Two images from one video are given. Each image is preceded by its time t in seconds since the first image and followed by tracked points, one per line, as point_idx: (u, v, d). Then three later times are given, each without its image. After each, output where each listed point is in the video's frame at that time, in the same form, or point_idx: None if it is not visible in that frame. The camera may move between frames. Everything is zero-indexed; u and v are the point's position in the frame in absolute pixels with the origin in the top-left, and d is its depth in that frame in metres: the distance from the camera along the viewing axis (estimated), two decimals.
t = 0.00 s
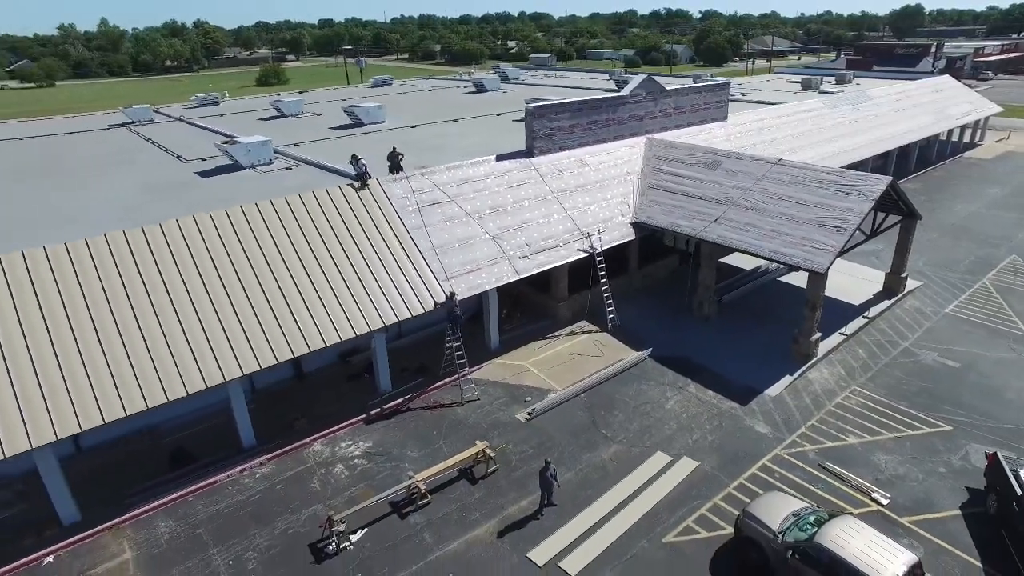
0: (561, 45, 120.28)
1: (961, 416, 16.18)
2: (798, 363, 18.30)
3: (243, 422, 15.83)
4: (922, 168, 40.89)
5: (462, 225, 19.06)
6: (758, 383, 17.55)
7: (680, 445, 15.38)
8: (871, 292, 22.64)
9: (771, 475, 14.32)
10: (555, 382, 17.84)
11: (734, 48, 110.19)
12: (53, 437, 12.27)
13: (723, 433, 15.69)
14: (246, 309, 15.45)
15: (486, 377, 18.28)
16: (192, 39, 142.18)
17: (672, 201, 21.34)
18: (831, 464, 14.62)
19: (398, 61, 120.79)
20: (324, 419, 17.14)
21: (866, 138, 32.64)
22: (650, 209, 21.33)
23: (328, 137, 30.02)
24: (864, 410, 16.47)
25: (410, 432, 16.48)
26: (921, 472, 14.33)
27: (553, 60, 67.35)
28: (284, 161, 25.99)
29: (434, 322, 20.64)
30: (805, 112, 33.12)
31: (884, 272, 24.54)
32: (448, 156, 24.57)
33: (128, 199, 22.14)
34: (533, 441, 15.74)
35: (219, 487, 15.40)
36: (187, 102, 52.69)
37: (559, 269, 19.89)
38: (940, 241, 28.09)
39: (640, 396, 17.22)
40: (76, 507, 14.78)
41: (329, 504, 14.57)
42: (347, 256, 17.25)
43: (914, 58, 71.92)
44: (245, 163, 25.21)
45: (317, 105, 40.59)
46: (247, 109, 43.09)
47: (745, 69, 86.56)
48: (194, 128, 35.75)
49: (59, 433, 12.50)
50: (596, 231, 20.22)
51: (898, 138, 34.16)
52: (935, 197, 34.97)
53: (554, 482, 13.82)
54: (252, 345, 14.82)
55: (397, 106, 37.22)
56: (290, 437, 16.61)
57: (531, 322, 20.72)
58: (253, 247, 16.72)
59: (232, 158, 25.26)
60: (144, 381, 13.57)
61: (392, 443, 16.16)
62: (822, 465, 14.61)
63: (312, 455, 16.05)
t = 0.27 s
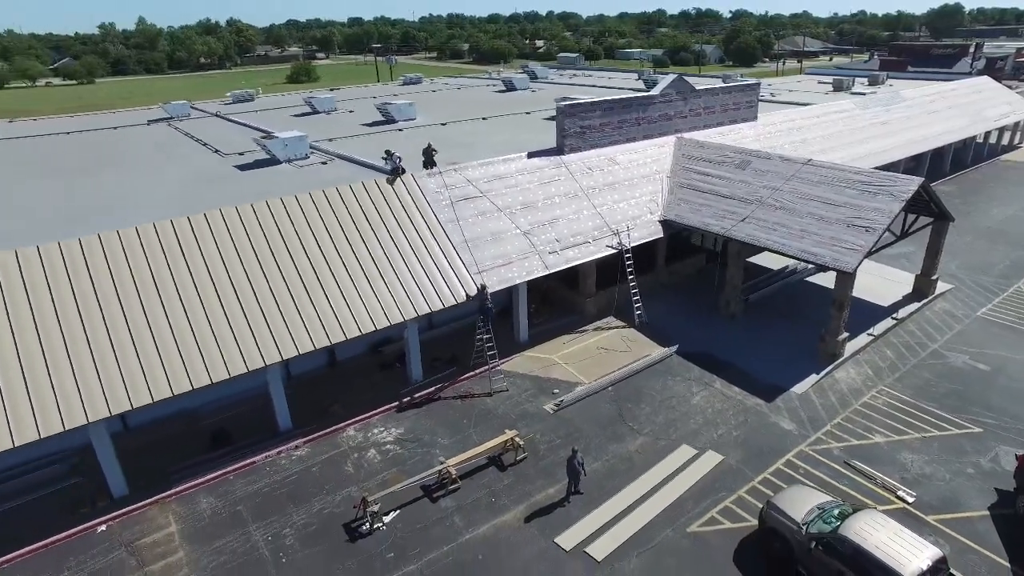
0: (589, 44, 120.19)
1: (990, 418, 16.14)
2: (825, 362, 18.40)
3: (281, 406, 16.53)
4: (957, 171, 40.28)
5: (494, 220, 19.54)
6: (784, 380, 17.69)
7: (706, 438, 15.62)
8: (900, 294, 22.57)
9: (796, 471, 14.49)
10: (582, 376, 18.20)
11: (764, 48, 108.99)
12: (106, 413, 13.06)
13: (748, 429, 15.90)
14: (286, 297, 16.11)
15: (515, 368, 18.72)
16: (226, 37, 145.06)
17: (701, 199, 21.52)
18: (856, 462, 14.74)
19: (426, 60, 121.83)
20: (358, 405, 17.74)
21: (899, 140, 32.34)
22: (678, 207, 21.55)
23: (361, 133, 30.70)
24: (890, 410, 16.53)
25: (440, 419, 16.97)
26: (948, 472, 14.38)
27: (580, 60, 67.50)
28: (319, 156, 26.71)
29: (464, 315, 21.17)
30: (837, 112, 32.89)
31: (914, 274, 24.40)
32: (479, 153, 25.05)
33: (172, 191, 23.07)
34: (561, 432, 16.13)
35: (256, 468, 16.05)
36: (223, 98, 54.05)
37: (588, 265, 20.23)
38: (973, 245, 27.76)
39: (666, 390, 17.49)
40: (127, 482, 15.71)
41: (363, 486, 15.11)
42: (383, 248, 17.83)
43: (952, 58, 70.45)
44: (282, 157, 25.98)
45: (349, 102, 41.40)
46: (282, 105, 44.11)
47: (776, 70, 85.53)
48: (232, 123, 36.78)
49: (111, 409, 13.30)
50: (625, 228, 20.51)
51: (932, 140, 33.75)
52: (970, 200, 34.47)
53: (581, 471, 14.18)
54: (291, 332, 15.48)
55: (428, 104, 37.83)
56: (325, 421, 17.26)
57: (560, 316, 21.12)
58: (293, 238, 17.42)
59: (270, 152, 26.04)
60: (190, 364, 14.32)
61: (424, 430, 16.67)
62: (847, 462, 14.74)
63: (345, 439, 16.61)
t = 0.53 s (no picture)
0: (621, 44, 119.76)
1: None
2: (856, 363, 18.39)
3: (319, 392, 17.14)
4: (998, 175, 39.41)
5: (528, 216, 19.97)
6: (814, 381, 17.74)
7: (734, 435, 15.79)
8: (935, 298, 22.34)
9: (825, 469, 14.58)
10: (612, 371, 18.49)
11: (799, 48, 107.36)
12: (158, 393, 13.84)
13: (777, 427, 16.02)
14: (327, 288, 16.73)
15: (546, 362, 19.09)
16: (262, 35, 148.00)
17: (733, 199, 21.59)
18: (887, 462, 14.77)
19: (457, 58, 122.68)
20: (393, 394, 18.27)
21: (938, 142, 31.83)
22: (711, 207, 21.65)
23: (396, 130, 31.33)
24: (923, 412, 16.48)
25: (472, 410, 17.41)
26: (980, 476, 14.33)
27: (612, 59, 67.49)
28: (356, 152, 27.40)
29: (496, 309, 21.62)
30: (874, 114, 32.48)
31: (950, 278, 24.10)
32: (513, 150, 25.45)
33: (217, 183, 23.96)
34: (590, 424, 16.45)
35: (296, 451, 16.68)
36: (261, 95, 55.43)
37: (620, 262, 20.50)
38: (1013, 250, 27.24)
39: (696, 387, 17.67)
40: (175, 460, 16.50)
41: (398, 471, 15.61)
42: (420, 242, 18.34)
43: (997, 59, 68.47)
44: (321, 152, 26.72)
45: (384, 99, 42.16)
46: (319, 102, 45.11)
47: (811, 71, 84.25)
48: (271, 119, 37.80)
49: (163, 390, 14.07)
50: (658, 226, 20.71)
51: (972, 143, 33.13)
52: (1011, 205, 33.74)
53: (611, 462, 14.48)
54: (331, 321, 16.07)
55: (462, 102, 38.37)
56: (362, 408, 17.83)
57: (591, 313, 21.43)
58: (335, 230, 18.03)
59: (310, 147, 26.79)
60: (236, 350, 15.03)
61: (456, 419, 17.14)
62: (877, 463, 14.78)
63: (381, 426, 17.15)
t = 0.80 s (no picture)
0: (657, 44, 118.92)
1: None
2: (893, 367, 18.26)
3: (359, 381, 17.74)
4: None
5: (565, 214, 20.32)
6: (849, 384, 17.70)
7: (767, 435, 15.87)
8: (977, 304, 21.96)
9: (858, 472, 14.58)
10: (645, 368, 18.71)
11: (840, 49, 105.20)
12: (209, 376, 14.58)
13: (810, 429, 16.06)
14: (369, 279, 17.31)
15: (579, 358, 19.40)
16: (302, 33, 150.80)
17: (770, 200, 21.57)
18: (922, 467, 14.71)
19: (492, 57, 123.24)
20: (429, 385, 18.79)
21: (984, 146, 31.10)
22: (747, 208, 21.65)
23: (434, 127, 31.88)
24: (960, 419, 16.32)
25: (507, 402, 17.81)
26: (1019, 484, 14.17)
27: (647, 59, 67.18)
28: (396, 148, 28.02)
29: (531, 305, 22.03)
30: (917, 117, 31.87)
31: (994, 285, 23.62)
32: (550, 149, 25.75)
33: (263, 176, 24.83)
34: (623, 420, 16.70)
35: (336, 436, 17.27)
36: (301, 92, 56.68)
37: (655, 261, 20.69)
38: None
39: (728, 387, 17.78)
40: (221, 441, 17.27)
41: (434, 460, 16.06)
42: (459, 237, 18.81)
43: None
44: (362, 148, 27.37)
45: (422, 97, 42.82)
46: (358, 99, 46.02)
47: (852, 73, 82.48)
48: (313, 115, 38.75)
49: (213, 374, 14.83)
50: (693, 226, 20.83)
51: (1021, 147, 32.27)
52: None
53: (643, 457, 14.74)
54: (373, 311, 16.64)
55: (498, 101, 38.79)
56: (399, 397, 18.39)
57: (625, 311, 21.69)
58: (377, 224, 18.62)
59: (351, 143, 27.49)
60: (282, 337, 15.71)
61: (491, 410, 17.57)
62: (912, 467, 14.72)
63: (418, 415, 17.66)
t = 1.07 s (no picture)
0: (695, 44, 117.70)
1: None
2: (932, 373, 18.05)
3: (397, 370, 18.28)
4: None
5: (602, 212, 20.60)
6: (886, 388, 17.59)
7: (800, 436, 15.90)
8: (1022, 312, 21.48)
9: (893, 476, 14.52)
10: (678, 367, 18.87)
11: (886, 51, 102.61)
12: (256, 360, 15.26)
13: (844, 431, 16.02)
14: (409, 271, 17.83)
15: (613, 355, 19.66)
16: (341, 31, 153.15)
17: (809, 203, 21.46)
18: (960, 474, 14.57)
19: (528, 57, 123.41)
20: (464, 377, 19.24)
21: None
22: (785, 210, 21.56)
23: (473, 125, 32.36)
24: (1001, 427, 16.07)
25: (540, 396, 18.16)
26: None
27: (685, 59, 66.60)
28: (435, 145, 28.56)
29: (565, 302, 22.37)
30: (965, 120, 31.12)
31: None
32: (587, 148, 25.98)
33: (306, 170, 25.64)
34: (655, 417, 16.90)
35: (373, 424, 17.78)
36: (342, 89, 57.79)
37: (690, 261, 20.82)
38: None
39: (762, 388, 17.81)
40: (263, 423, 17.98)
41: (468, 450, 16.46)
42: (498, 232, 19.23)
43: None
44: (402, 145, 28.02)
45: (460, 95, 43.36)
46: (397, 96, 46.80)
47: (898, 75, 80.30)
48: (353, 112, 39.60)
49: (259, 359, 15.48)
50: (730, 227, 20.88)
51: None
52: None
53: (675, 453, 14.91)
54: (412, 303, 17.16)
55: (535, 100, 39.08)
56: (434, 388, 18.88)
57: (658, 310, 21.88)
58: (418, 218, 19.14)
59: (392, 140, 28.14)
60: (325, 325, 16.33)
61: (525, 403, 17.93)
62: (949, 473, 14.60)
63: (453, 406, 18.10)
